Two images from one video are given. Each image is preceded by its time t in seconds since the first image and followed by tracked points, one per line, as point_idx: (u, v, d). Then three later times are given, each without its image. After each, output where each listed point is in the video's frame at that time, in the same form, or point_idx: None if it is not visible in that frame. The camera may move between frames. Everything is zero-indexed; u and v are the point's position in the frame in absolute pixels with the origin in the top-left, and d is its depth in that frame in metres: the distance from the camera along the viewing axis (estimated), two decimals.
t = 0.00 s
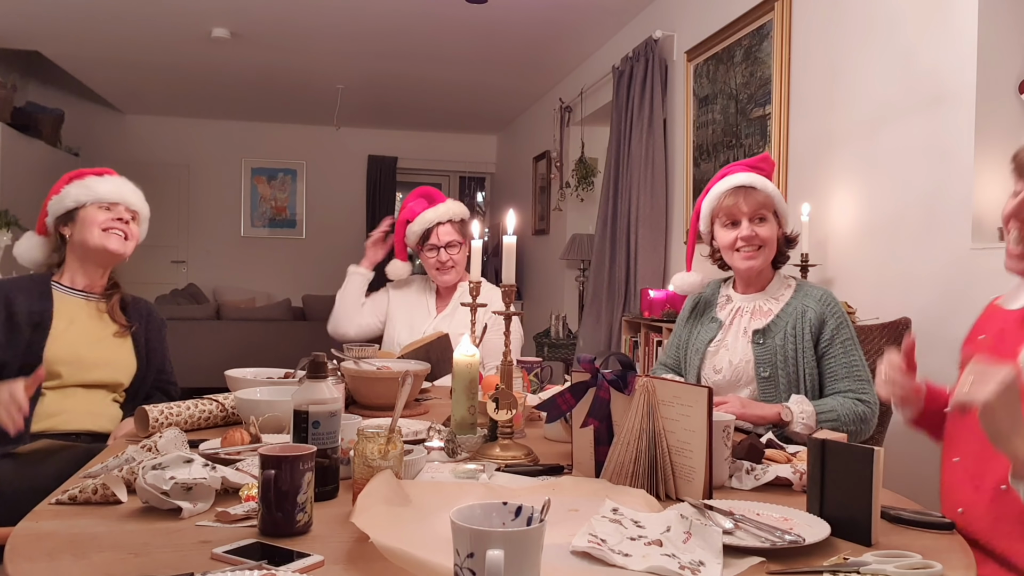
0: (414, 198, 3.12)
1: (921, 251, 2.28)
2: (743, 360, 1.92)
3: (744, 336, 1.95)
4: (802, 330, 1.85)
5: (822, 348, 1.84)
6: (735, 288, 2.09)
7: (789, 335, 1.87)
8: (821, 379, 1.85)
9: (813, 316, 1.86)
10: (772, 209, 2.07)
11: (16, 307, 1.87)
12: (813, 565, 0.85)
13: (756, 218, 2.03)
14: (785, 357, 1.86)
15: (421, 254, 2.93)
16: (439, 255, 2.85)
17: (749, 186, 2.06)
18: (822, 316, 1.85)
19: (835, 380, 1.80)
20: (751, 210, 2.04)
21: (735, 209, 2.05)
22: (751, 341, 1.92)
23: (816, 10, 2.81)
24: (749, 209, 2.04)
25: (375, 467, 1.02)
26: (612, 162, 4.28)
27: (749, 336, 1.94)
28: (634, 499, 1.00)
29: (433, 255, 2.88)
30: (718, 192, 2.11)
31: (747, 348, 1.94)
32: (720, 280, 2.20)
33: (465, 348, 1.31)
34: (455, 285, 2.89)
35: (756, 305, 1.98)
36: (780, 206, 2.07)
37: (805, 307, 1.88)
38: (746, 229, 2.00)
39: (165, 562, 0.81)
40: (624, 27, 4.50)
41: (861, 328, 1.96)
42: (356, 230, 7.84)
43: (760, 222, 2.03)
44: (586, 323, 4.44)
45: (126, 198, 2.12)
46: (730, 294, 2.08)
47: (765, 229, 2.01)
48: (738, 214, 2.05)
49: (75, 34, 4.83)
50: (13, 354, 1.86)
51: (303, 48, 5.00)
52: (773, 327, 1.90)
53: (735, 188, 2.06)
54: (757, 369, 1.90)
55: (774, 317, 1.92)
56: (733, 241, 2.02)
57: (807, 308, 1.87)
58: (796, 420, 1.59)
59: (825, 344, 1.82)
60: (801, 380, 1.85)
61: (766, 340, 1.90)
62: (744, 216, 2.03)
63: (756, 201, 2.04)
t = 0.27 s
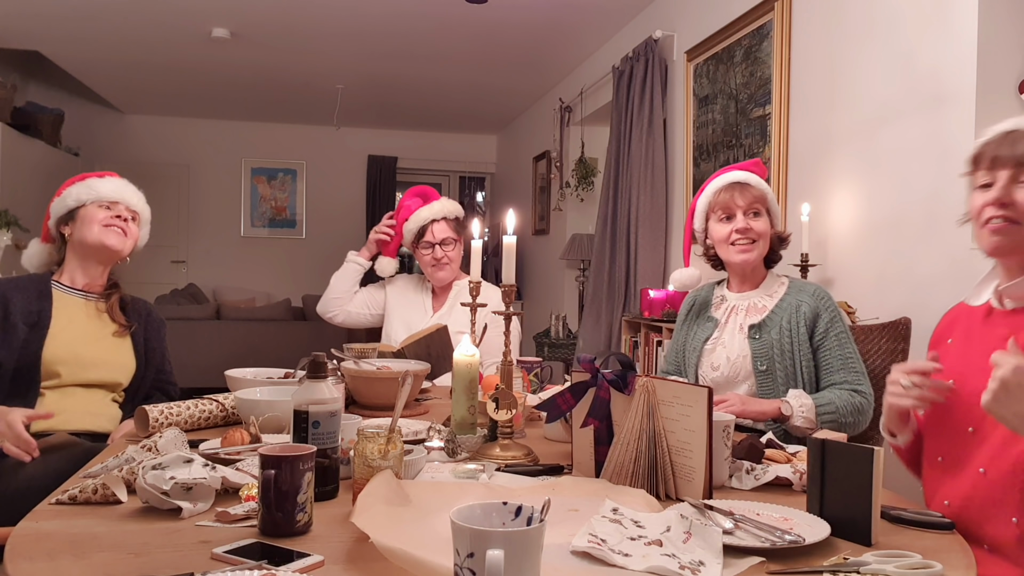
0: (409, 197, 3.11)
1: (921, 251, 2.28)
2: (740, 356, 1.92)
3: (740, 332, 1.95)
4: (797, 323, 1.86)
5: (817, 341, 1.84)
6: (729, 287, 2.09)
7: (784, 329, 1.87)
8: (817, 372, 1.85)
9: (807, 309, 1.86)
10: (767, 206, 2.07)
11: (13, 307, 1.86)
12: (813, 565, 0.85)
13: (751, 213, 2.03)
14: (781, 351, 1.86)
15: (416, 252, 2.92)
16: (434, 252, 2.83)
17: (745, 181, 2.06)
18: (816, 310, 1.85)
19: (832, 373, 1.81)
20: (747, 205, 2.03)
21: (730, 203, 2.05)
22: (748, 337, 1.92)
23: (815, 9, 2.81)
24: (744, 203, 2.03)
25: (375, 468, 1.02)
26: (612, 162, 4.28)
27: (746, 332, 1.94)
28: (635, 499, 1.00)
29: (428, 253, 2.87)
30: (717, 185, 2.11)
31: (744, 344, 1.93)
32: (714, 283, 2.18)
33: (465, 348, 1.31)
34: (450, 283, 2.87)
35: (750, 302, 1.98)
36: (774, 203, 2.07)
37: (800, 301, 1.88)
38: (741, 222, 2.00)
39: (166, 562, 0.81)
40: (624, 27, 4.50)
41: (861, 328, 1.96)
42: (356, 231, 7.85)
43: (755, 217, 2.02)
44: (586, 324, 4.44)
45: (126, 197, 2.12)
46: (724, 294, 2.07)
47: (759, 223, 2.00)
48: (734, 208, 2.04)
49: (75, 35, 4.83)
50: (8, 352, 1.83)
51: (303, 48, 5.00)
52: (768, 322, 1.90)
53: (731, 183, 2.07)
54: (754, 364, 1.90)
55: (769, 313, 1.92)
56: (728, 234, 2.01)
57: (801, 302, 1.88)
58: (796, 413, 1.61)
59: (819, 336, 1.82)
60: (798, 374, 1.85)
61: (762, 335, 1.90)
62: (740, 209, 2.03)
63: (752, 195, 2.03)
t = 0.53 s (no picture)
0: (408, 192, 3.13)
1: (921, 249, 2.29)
2: (732, 353, 1.92)
3: (731, 331, 1.95)
4: (786, 317, 1.87)
5: (807, 336, 1.85)
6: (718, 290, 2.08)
7: (774, 324, 1.88)
8: (808, 366, 1.85)
9: (795, 304, 1.88)
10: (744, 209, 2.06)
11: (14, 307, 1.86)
12: (813, 565, 0.85)
13: (729, 218, 2.02)
14: (772, 346, 1.86)
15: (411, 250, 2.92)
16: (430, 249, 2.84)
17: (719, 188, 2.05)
18: (804, 305, 1.87)
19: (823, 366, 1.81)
20: (723, 211, 2.02)
21: (707, 212, 2.04)
22: (739, 334, 1.92)
23: (815, 10, 2.81)
24: (721, 210, 2.02)
25: (375, 467, 1.02)
26: (612, 162, 4.28)
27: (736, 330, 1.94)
28: (635, 499, 1.00)
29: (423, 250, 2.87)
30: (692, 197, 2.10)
31: (735, 341, 1.93)
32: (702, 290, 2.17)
33: (465, 348, 1.31)
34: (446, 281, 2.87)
35: (740, 302, 1.98)
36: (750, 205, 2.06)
37: (788, 297, 1.90)
38: (720, 229, 1.99)
39: (165, 562, 0.81)
40: (624, 27, 4.50)
41: (861, 329, 1.97)
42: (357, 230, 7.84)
43: (733, 222, 2.01)
44: (586, 324, 4.44)
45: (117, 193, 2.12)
46: (714, 296, 2.07)
47: (738, 228, 1.99)
48: (711, 215, 2.03)
49: (75, 34, 4.83)
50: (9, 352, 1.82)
51: (303, 48, 5.00)
52: (758, 319, 1.91)
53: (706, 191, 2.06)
54: (746, 360, 1.90)
55: (758, 309, 1.93)
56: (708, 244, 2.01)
57: (789, 298, 1.89)
58: (796, 408, 1.61)
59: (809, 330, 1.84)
60: (790, 368, 1.85)
61: (752, 331, 1.90)
62: (718, 216, 2.01)
63: (727, 201, 2.03)
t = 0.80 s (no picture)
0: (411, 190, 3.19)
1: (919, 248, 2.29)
2: (726, 352, 1.91)
3: (725, 330, 1.95)
4: (779, 315, 1.87)
5: (801, 334, 1.86)
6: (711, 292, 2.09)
7: (767, 322, 1.88)
8: (802, 364, 1.85)
9: (788, 302, 1.88)
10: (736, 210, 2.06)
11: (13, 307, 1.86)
12: (813, 565, 0.85)
13: (721, 219, 2.02)
14: (766, 344, 1.86)
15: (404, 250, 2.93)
16: (420, 246, 2.84)
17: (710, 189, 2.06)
18: (797, 304, 1.87)
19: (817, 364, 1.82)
20: (715, 212, 2.03)
21: (699, 212, 2.05)
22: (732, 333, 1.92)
23: (815, 10, 2.81)
24: (712, 211, 2.03)
25: (375, 468, 1.02)
26: (612, 162, 4.28)
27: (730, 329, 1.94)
28: (635, 499, 1.00)
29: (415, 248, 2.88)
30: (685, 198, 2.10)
31: (729, 341, 1.93)
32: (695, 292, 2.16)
33: (465, 348, 1.31)
34: (443, 278, 2.86)
35: (733, 301, 1.98)
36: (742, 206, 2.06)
37: (780, 295, 1.90)
38: (711, 230, 1.99)
39: (165, 562, 0.81)
40: (624, 27, 4.50)
41: (861, 328, 1.97)
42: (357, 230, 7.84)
43: (724, 223, 2.01)
44: (586, 323, 4.44)
45: (96, 188, 2.09)
46: (707, 298, 2.06)
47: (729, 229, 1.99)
48: (702, 217, 2.04)
49: (74, 34, 4.83)
50: (9, 352, 1.83)
51: (303, 48, 5.00)
52: (751, 317, 1.91)
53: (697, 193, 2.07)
54: (740, 359, 1.90)
55: (751, 309, 1.93)
56: (699, 245, 2.01)
57: (782, 296, 1.90)
58: (795, 403, 1.61)
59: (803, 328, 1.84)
60: (784, 365, 1.85)
61: (746, 330, 1.90)
62: (709, 218, 2.02)
63: (718, 202, 2.03)
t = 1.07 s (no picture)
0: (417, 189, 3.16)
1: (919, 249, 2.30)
2: (728, 353, 1.91)
3: (728, 331, 1.95)
4: (785, 320, 1.88)
5: (805, 340, 1.88)
6: (714, 290, 2.08)
7: (773, 326, 1.88)
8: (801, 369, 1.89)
9: (795, 306, 1.88)
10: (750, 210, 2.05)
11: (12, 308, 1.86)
12: (813, 565, 0.85)
13: (733, 218, 2.02)
14: (770, 348, 1.88)
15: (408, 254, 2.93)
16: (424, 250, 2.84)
17: (727, 186, 2.04)
18: (804, 309, 1.88)
19: (818, 371, 1.85)
20: (728, 210, 2.03)
21: (712, 208, 2.05)
22: (737, 335, 1.92)
23: (815, 10, 2.81)
24: (726, 208, 2.03)
25: (375, 468, 1.02)
26: (612, 162, 4.28)
27: (734, 331, 1.93)
28: (635, 499, 1.00)
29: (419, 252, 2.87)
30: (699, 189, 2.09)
31: (732, 342, 1.93)
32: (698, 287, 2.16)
33: (465, 348, 1.31)
34: (448, 279, 2.87)
35: (738, 302, 1.98)
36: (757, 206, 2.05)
37: (787, 299, 1.90)
38: (721, 228, 2.00)
39: (165, 562, 0.81)
40: (624, 27, 4.50)
41: (861, 328, 1.98)
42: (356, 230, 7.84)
43: (736, 222, 2.02)
44: (586, 323, 4.44)
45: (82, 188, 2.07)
46: (711, 297, 2.06)
47: (740, 229, 2.00)
48: (715, 213, 2.04)
49: (74, 34, 4.83)
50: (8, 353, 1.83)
51: (303, 48, 5.01)
52: (756, 320, 1.91)
53: (712, 188, 2.05)
54: (743, 361, 1.90)
55: (756, 311, 1.92)
56: (708, 241, 2.02)
57: (788, 300, 1.90)
58: (791, 405, 1.63)
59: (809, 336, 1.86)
60: (785, 369, 1.88)
61: (751, 332, 1.90)
62: (721, 215, 2.02)
63: (734, 200, 2.02)
